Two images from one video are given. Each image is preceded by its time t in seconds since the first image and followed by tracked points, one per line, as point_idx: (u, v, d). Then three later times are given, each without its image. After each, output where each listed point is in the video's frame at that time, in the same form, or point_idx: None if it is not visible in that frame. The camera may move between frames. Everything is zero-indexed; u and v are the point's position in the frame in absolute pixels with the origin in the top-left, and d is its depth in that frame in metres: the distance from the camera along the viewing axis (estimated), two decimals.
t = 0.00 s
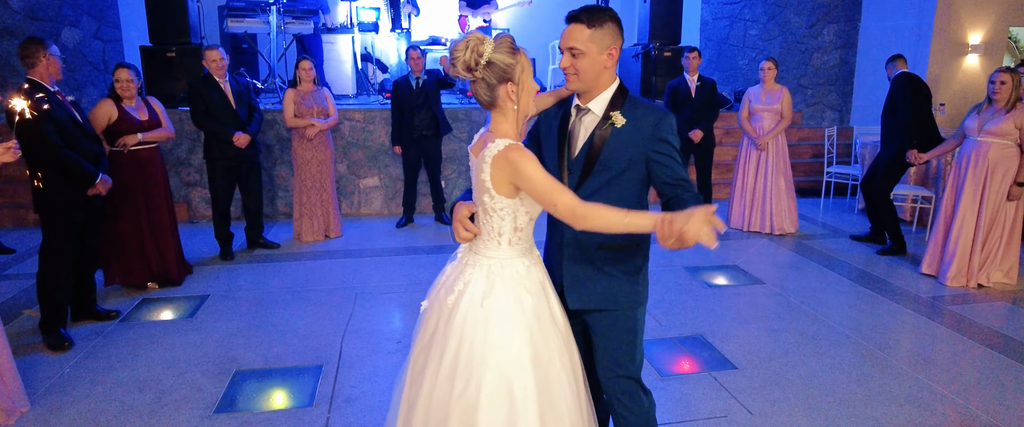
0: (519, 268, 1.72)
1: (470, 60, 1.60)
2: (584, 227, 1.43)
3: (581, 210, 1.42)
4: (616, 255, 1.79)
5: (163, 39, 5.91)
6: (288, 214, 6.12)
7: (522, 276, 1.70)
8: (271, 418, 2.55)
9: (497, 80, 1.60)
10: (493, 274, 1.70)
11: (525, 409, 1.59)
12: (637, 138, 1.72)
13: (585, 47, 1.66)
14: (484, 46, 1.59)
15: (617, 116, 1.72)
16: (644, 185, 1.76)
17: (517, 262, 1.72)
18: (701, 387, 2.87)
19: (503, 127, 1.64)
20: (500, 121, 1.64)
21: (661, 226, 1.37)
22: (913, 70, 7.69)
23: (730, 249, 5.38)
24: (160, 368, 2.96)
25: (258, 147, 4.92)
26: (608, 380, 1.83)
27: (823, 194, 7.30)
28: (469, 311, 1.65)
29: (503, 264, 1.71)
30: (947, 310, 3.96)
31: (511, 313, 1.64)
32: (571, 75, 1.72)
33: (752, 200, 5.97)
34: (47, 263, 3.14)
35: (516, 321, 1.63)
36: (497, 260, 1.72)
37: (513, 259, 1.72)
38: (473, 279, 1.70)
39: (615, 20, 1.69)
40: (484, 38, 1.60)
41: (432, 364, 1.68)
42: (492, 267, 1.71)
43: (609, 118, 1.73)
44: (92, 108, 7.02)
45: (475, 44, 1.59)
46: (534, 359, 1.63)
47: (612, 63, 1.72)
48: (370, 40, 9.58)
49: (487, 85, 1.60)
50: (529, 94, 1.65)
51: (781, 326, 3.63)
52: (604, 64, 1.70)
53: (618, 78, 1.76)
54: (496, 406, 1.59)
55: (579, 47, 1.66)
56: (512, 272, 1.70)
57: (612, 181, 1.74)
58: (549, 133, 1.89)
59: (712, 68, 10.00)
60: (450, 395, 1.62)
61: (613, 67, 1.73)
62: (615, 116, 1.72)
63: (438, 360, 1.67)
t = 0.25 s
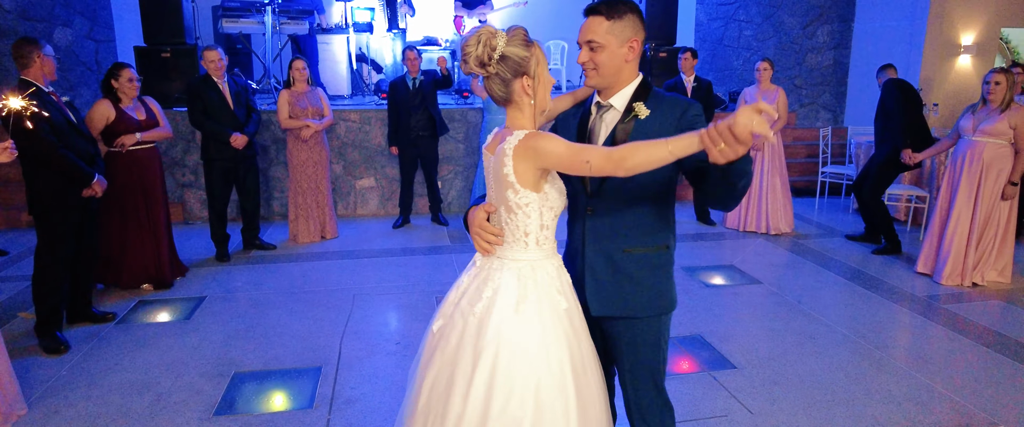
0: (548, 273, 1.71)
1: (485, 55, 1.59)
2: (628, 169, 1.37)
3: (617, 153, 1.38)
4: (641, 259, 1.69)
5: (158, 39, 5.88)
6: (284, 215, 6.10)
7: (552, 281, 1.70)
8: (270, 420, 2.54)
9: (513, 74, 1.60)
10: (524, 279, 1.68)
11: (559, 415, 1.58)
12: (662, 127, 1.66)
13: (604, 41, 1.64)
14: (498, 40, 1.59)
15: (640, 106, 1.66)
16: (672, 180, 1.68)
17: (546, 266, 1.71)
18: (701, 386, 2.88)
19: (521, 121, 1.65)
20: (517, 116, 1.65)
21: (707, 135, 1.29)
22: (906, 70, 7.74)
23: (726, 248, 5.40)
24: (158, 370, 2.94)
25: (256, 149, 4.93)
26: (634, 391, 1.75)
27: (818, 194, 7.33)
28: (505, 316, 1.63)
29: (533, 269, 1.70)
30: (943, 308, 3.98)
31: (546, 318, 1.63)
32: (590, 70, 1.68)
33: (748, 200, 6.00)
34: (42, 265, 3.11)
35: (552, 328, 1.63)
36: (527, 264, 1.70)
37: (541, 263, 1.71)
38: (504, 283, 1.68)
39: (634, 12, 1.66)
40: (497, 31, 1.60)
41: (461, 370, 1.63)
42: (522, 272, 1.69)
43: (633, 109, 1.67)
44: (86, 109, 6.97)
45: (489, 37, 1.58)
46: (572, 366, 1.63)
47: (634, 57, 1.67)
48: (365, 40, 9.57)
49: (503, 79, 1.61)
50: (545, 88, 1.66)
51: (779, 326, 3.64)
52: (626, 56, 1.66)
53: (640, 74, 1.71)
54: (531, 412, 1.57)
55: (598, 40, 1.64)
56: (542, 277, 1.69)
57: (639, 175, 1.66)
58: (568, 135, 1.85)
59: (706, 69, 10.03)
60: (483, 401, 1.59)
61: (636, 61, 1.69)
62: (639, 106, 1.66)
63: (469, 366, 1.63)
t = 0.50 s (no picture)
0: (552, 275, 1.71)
1: (487, 58, 1.61)
2: (617, 183, 1.34)
3: (608, 168, 1.36)
4: (652, 267, 1.64)
5: (151, 41, 5.86)
6: (278, 217, 6.09)
7: (557, 283, 1.70)
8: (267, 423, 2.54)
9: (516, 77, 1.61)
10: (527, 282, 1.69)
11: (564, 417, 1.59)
12: (671, 127, 1.60)
13: (613, 42, 1.60)
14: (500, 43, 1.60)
15: (649, 107, 1.60)
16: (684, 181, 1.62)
17: (550, 269, 1.71)
18: (697, 386, 2.90)
19: (526, 124, 1.66)
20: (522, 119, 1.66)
21: (694, 148, 1.23)
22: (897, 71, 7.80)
23: (720, 249, 5.43)
24: (154, 374, 2.93)
25: (252, 151, 4.91)
26: (643, 402, 1.69)
27: (810, 194, 7.38)
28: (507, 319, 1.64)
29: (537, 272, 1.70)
30: (935, 307, 4.02)
31: (549, 319, 1.63)
32: (601, 72, 1.66)
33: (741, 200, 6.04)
34: (36, 269, 3.09)
35: (556, 328, 1.63)
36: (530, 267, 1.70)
37: (545, 266, 1.71)
38: (507, 286, 1.69)
39: (647, 13, 1.62)
40: (500, 34, 1.61)
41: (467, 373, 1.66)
42: (526, 274, 1.70)
43: (643, 111, 1.62)
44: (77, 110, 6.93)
45: (490, 41, 1.60)
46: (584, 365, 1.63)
47: (646, 58, 1.63)
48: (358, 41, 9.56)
49: (505, 83, 1.62)
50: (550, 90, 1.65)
51: (774, 326, 3.67)
52: (637, 57, 1.62)
53: (653, 76, 1.66)
54: (536, 413, 1.58)
55: (607, 42, 1.61)
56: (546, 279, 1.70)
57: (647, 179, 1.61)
58: (579, 139, 1.82)
59: (699, 70, 10.07)
60: (489, 403, 1.61)
61: (649, 62, 1.64)
62: (647, 107, 1.60)
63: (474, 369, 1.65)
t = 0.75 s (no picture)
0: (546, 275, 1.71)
1: (481, 71, 1.66)
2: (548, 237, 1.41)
3: (542, 220, 1.41)
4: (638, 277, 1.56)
5: (143, 42, 5.83)
6: (273, 218, 6.07)
7: (550, 282, 1.70)
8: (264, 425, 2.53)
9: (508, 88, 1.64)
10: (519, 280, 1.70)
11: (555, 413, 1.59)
12: (662, 141, 1.55)
13: (612, 49, 1.57)
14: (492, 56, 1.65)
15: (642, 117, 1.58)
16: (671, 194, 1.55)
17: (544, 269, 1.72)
18: (693, 385, 2.92)
19: (518, 132, 1.67)
20: (515, 127, 1.67)
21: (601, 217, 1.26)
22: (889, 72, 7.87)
23: (713, 248, 5.46)
24: (149, 376, 2.92)
25: (248, 152, 4.90)
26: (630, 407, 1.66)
27: (803, 194, 7.43)
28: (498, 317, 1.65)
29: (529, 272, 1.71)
30: (927, 305, 4.06)
31: (540, 316, 1.64)
32: (600, 78, 1.64)
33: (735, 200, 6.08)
34: (28, 272, 3.07)
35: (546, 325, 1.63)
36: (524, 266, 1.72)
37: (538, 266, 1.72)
38: (500, 284, 1.71)
39: (649, 18, 1.58)
40: (492, 47, 1.65)
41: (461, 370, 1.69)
42: (520, 274, 1.71)
43: (632, 120, 1.59)
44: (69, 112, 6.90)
45: (482, 54, 1.65)
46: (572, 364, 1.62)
47: (648, 64, 1.59)
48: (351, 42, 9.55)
49: (498, 93, 1.65)
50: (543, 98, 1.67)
51: (768, 324, 3.69)
52: (637, 64, 1.58)
53: (656, 82, 1.62)
54: (520, 411, 1.58)
55: (606, 48, 1.58)
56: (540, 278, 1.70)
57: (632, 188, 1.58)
58: (585, 143, 1.79)
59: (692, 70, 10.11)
60: (481, 398, 1.63)
61: (652, 68, 1.60)
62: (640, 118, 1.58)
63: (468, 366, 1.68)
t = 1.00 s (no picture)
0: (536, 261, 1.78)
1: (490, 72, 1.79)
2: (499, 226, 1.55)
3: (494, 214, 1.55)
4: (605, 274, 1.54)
5: (136, 43, 5.81)
6: (268, 219, 6.06)
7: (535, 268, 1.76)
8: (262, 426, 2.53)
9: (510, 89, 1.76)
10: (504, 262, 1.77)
11: (519, 382, 1.65)
12: (622, 142, 1.48)
13: (599, 53, 1.55)
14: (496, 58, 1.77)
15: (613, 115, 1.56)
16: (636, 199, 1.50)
17: (536, 252, 1.79)
18: (689, 383, 2.94)
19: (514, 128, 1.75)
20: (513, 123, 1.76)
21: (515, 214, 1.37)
22: (880, 72, 7.93)
23: (708, 248, 5.49)
24: (146, 378, 2.91)
25: (245, 154, 4.91)
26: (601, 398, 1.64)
27: (796, 193, 7.49)
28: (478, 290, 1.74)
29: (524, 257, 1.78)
30: (919, 303, 4.10)
31: (519, 296, 1.68)
32: (592, 80, 1.62)
33: (729, 200, 6.12)
34: (25, 274, 3.06)
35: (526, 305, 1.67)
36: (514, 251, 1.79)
37: (530, 251, 1.79)
38: (487, 260, 1.81)
39: (636, 20, 1.53)
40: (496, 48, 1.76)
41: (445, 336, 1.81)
42: (509, 252, 1.79)
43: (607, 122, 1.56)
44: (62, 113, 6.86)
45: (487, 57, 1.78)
46: (540, 339, 1.66)
47: (633, 66, 1.54)
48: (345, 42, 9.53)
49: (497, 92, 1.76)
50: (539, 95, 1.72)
51: (763, 323, 3.72)
52: (620, 66, 1.55)
53: (645, 84, 1.56)
54: (485, 378, 1.65)
55: (594, 52, 1.57)
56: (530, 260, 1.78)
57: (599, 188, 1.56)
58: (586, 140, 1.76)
59: (686, 71, 10.10)
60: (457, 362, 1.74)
61: (641, 69, 1.56)
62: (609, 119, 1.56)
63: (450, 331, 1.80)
